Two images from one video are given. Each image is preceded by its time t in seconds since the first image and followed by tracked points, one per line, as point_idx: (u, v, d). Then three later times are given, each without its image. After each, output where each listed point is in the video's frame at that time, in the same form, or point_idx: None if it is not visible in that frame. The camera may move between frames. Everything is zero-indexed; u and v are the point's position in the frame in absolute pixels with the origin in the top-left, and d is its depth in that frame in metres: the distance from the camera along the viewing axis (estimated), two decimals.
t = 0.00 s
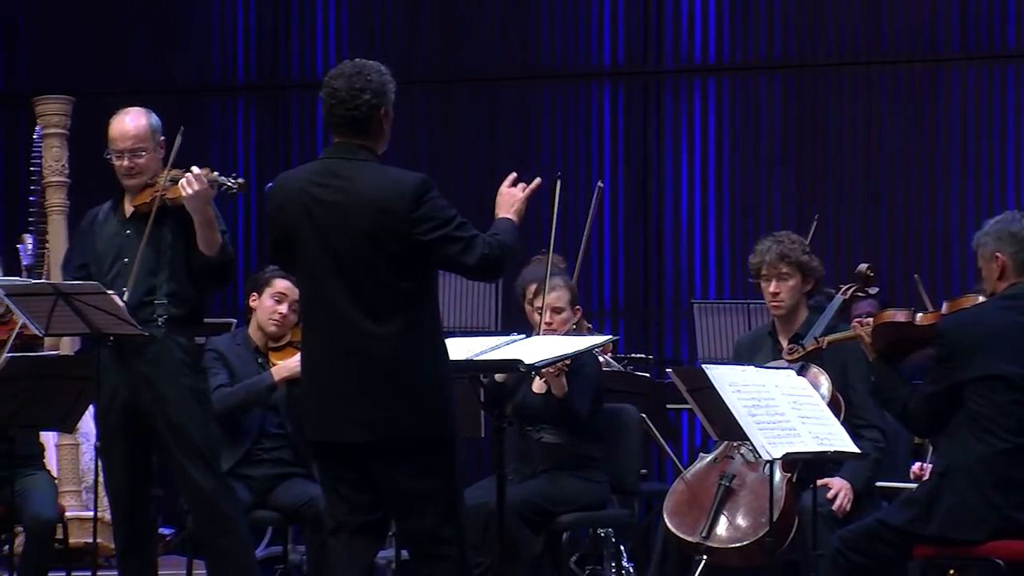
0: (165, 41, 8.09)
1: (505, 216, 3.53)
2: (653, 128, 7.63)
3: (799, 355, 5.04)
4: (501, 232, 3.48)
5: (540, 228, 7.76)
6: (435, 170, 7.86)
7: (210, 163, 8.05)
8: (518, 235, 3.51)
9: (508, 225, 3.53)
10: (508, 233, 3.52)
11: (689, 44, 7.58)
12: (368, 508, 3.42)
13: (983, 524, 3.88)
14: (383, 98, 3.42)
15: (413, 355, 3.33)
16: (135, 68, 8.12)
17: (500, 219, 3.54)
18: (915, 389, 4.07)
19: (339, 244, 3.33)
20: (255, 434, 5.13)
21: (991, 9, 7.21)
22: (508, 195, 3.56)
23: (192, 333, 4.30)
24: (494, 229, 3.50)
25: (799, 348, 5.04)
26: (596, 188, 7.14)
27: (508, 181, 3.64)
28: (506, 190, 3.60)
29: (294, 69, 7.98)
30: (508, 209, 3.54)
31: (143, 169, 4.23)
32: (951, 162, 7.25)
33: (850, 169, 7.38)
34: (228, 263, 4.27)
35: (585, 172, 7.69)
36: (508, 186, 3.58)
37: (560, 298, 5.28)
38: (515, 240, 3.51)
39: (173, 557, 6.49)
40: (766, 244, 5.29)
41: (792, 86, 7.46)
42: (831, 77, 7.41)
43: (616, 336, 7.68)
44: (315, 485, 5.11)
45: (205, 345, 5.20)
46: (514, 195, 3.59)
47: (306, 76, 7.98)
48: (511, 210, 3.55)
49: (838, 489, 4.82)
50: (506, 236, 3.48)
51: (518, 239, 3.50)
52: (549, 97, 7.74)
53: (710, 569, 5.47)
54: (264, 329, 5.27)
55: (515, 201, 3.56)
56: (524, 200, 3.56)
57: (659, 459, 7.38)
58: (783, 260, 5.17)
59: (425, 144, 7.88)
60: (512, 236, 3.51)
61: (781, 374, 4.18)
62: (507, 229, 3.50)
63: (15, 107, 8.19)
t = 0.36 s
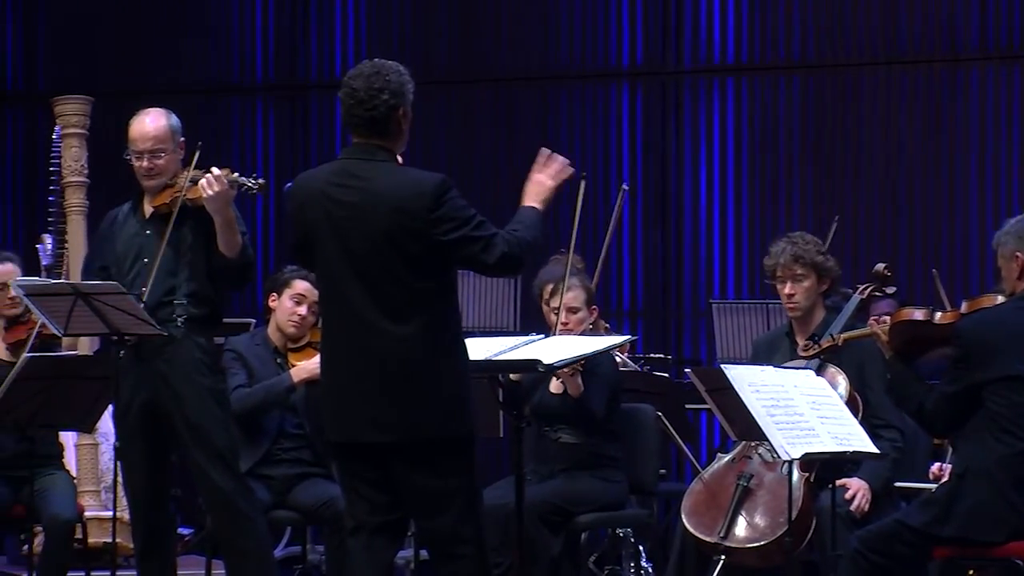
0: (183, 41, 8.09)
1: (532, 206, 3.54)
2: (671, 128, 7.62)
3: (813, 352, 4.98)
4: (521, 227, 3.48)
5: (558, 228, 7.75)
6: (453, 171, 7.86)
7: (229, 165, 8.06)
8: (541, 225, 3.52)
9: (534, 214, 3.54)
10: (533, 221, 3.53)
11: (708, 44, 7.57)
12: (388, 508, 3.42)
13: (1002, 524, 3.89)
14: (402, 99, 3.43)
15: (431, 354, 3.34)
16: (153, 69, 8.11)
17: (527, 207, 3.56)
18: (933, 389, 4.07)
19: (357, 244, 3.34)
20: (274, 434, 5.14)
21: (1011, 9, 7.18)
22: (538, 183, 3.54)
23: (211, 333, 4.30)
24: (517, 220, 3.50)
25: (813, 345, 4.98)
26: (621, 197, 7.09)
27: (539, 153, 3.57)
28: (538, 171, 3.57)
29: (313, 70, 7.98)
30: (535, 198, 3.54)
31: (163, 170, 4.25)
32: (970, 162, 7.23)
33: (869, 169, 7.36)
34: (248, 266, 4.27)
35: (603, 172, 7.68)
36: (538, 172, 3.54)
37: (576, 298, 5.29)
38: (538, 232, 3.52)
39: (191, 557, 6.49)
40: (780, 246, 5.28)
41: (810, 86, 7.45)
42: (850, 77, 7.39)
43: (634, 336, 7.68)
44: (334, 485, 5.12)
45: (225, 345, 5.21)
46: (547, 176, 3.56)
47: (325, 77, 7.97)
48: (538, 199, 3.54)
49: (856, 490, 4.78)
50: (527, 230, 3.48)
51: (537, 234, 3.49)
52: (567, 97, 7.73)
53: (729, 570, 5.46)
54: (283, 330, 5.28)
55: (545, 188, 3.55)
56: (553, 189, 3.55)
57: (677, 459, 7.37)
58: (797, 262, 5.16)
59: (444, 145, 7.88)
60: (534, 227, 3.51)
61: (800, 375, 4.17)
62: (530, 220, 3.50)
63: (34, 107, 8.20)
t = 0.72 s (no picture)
0: (200, 42, 8.08)
1: (555, 224, 3.55)
2: (689, 128, 7.61)
3: (830, 357, 5.07)
4: (541, 237, 3.50)
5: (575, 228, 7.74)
6: (470, 171, 7.85)
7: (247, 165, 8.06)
8: (561, 242, 3.52)
9: (556, 232, 3.54)
10: (554, 238, 3.53)
11: (726, 44, 7.57)
12: (404, 508, 3.43)
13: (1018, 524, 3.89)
14: (419, 99, 3.43)
15: (448, 355, 3.34)
16: (170, 69, 8.10)
17: (550, 226, 3.57)
18: (949, 390, 4.06)
19: (375, 244, 3.34)
20: (292, 434, 5.15)
21: None
22: (565, 208, 3.58)
23: (226, 334, 4.32)
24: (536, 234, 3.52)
25: (830, 350, 5.07)
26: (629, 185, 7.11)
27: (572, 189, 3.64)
28: (569, 199, 3.61)
29: (330, 70, 7.97)
30: (560, 219, 3.57)
31: (179, 171, 4.25)
32: (989, 163, 7.21)
33: (887, 169, 7.35)
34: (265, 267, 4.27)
35: (621, 172, 7.67)
36: (568, 197, 3.58)
37: (589, 298, 5.28)
38: (557, 246, 3.53)
39: (213, 557, 6.46)
40: (801, 247, 5.26)
41: (828, 86, 7.43)
42: (869, 78, 7.38)
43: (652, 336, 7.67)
44: (351, 485, 5.13)
45: (242, 345, 5.22)
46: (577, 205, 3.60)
47: (343, 77, 7.97)
48: (562, 221, 3.57)
49: (875, 490, 4.78)
50: (546, 240, 3.49)
51: (556, 244, 3.51)
52: (584, 98, 7.72)
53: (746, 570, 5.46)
54: (301, 330, 5.29)
55: (571, 213, 3.58)
56: (580, 217, 3.58)
57: (695, 459, 7.37)
58: (818, 263, 5.14)
59: (461, 145, 7.87)
60: (554, 241, 3.52)
61: (817, 375, 4.17)
62: (550, 234, 3.52)
63: (51, 108, 8.20)
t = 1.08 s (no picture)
0: (221, 42, 8.07)
1: (559, 223, 3.54)
2: (709, 128, 7.60)
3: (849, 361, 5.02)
4: (555, 235, 3.48)
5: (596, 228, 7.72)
6: (490, 170, 7.84)
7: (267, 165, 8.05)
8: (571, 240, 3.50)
9: (562, 231, 3.52)
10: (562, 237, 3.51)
11: (746, 44, 7.56)
12: (424, 508, 3.44)
13: None
14: (440, 98, 3.44)
15: (468, 354, 3.35)
16: (190, 69, 8.09)
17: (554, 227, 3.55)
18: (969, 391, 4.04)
19: (395, 244, 3.35)
20: (312, 433, 5.16)
21: None
22: (562, 205, 3.57)
23: (242, 335, 4.33)
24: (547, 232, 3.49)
25: (849, 353, 5.01)
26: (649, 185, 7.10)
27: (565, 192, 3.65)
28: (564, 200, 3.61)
29: (350, 70, 7.96)
30: (563, 217, 3.55)
31: (199, 172, 4.27)
32: (1011, 162, 7.19)
33: (907, 168, 7.33)
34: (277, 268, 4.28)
35: (640, 172, 7.66)
36: (561, 197, 3.59)
37: (607, 298, 5.27)
38: (568, 245, 3.50)
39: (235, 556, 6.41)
40: (828, 246, 5.25)
41: (848, 86, 7.42)
42: (889, 78, 7.36)
43: (673, 336, 7.66)
44: (371, 485, 5.14)
45: (262, 344, 5.24)
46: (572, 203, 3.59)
47: (363, 76, 7.96)
48: (565, 219, 3.56)
49: (897, 490, 4.77)
50: (562, 238, 3.48)
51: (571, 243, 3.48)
52: (604, 98, 7.71)
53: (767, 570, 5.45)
54: (320, 329, 5.30)
55: (569, 211, 3.57)
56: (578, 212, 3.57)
57: (716, 459, 7.35)
58: (846, 263, 5.13)
59: (481, 145, 7.86)
60: (565, 240, 3.49)
61: (837, 375, 4.16)
62: (560, 234, 3.49)
63: (71, 108, 8.19)
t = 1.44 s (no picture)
0: (238, 42, 8.06)
1: (578, 208, 3.54)
2: (728, 128, 7.59)
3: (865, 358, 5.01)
4: (574, 227, 3.49)
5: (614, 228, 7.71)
6: (508, 169, 7.83)
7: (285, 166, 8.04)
8: (591, 227, 3.52)
9: (581, 216, 3.53)
10: (581, 224, 3.52)
11: (765, 44, 7.55)
12: (442, 507, 3.46)
13: None
14: (458, 98, 3.45)
15: (486, 354, 3.35)
16: (208, 69, 8.08)
17: (572, 211, 3.55)
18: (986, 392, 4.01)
19: (413, 244, 3.36)
20: (330, 434, 5.17)
21: None
22: (582, 187, 3.55)
23: (258, 335, 4.33)
24: (566, 223, 3.51)
25: (866, 351, 4.99)
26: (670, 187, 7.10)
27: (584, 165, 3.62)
28: (582, 180, 3.59)
29: (369, 70, 7.95)
30: (581, 200, 3.55)
31: (215, 174, 4.29)
32: None
33: (925, 168, 7.33)
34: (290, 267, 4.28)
35: (658, 172, 7.66)
36: (581, 176, 3.56)
37: (623, 297, 5.26)
38: (589, 235, 3.52)
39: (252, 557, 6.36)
40: (850, 246, 5.22)
41: (868, 86, 7.42)
42: (906, 78, 7.37)
43: (691, 336, 7.66)
44: (389, 485, 5.15)
45: (281, 344, 5.26)
46: (593, 183, 3.57)
47: (381, 76, 7.95)
48: (584, 202, 3.55)
49: (915, 490, 4.78)
50: (581, 233, 3.48)
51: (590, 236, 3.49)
52: (622, 97, 7.70)
53: (785, 570, 5.44)
54: (339, 330, 5.30)
55: (589, 193, 3.55)
56: (599, 194, 3.55)
57: (734, 459, 7.34)
58: (870, 265, 5.11)
59: (500, 144, 7.85)
60: (584, 229, 3.51)
61: (856, 375, 4.15)
62: (580, 223, 3.51)
63: (90, 108, 8.19)
